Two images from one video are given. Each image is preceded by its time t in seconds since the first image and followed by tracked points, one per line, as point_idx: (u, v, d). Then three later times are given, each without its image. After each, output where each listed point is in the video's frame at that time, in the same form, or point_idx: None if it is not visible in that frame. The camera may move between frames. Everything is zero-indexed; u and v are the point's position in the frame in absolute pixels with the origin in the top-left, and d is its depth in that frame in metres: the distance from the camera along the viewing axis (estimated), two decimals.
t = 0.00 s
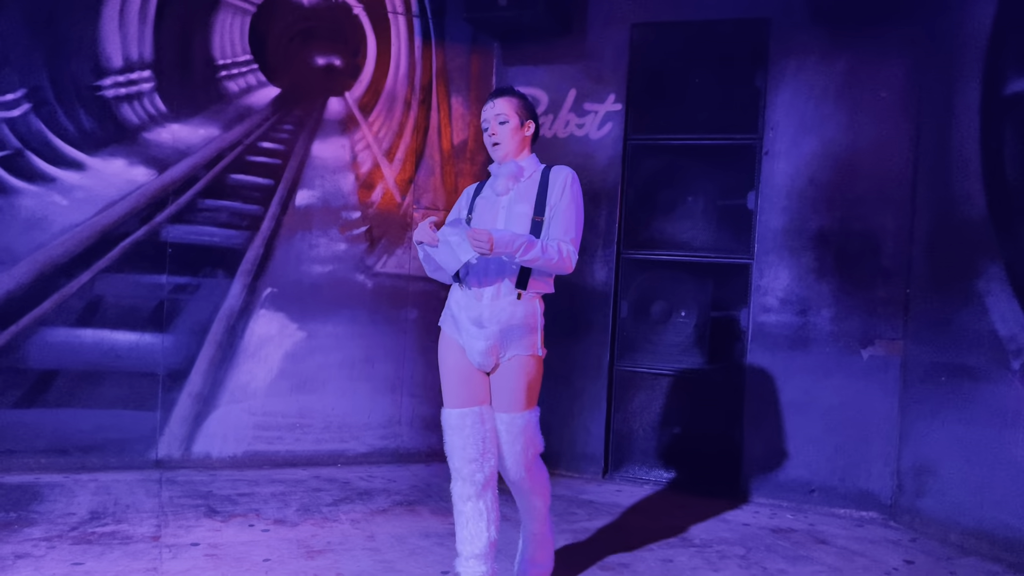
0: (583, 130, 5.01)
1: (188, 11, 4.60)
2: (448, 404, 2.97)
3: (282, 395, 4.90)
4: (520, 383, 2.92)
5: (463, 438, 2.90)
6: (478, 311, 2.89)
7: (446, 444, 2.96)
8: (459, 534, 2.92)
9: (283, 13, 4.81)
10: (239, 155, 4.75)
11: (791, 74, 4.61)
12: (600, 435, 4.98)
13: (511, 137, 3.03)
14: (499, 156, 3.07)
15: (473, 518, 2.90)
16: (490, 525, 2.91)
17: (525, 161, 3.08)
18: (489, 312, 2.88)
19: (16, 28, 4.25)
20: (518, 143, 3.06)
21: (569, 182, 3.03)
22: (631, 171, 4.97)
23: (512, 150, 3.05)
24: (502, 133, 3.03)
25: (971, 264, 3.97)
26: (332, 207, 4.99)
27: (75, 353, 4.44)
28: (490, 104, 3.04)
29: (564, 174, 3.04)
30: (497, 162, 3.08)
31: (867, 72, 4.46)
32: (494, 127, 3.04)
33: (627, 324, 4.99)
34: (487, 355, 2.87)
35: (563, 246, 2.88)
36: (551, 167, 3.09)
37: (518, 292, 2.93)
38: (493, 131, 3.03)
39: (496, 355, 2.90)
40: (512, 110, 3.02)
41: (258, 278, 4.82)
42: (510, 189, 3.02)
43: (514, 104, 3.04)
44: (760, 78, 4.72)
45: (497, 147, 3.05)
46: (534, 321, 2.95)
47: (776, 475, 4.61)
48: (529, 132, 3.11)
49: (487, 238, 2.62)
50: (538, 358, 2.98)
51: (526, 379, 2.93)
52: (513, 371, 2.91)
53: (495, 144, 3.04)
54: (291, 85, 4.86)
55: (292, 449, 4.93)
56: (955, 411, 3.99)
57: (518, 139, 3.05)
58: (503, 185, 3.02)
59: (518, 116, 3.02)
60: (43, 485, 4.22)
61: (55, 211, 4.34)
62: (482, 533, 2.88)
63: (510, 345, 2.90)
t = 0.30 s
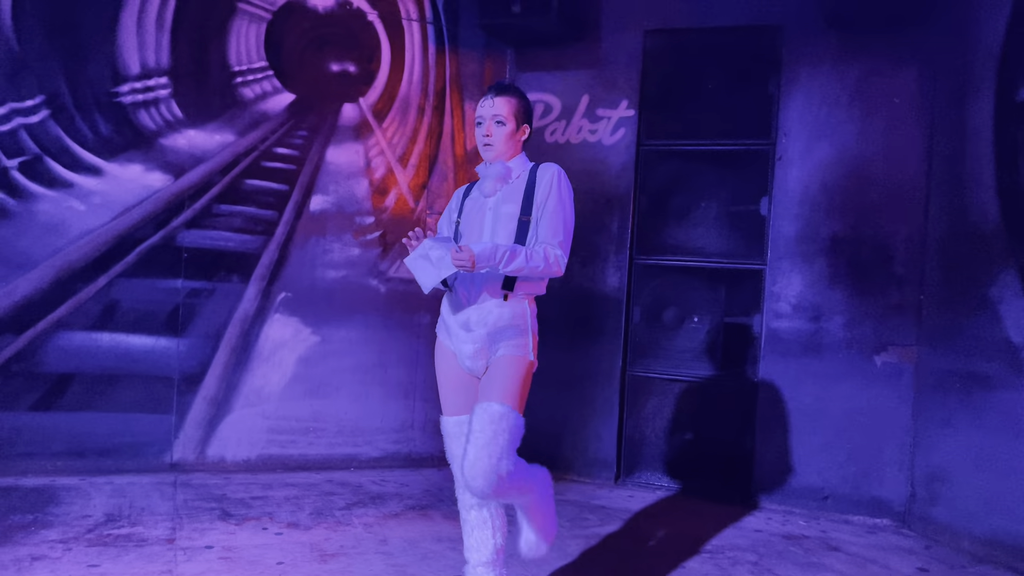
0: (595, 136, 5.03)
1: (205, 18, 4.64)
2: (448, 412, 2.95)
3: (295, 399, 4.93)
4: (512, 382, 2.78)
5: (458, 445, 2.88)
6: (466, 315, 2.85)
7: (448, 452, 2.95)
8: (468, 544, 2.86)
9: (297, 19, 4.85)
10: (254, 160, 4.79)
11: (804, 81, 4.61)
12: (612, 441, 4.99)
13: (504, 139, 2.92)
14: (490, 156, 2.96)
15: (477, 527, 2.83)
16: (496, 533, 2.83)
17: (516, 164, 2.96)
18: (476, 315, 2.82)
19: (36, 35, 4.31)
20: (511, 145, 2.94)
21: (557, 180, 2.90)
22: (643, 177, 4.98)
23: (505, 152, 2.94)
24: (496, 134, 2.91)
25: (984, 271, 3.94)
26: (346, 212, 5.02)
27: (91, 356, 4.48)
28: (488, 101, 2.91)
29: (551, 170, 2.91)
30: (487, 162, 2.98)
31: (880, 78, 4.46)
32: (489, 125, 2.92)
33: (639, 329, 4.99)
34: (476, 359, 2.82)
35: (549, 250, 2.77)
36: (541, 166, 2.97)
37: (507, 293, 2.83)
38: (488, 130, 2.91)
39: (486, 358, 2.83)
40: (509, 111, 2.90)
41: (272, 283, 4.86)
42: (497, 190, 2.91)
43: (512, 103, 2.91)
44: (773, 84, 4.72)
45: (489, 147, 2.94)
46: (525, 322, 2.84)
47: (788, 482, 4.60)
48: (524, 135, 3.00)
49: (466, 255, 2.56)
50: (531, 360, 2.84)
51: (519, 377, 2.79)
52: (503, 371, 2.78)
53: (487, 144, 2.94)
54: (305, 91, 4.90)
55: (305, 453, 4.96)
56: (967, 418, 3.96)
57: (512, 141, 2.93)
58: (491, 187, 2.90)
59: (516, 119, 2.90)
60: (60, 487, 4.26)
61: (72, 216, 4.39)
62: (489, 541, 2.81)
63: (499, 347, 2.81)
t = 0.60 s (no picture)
0: (615, 143, 5.04)
1: (229, 28, 4.70)
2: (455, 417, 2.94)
3: (316, 405, 4.96)
4: (501, 350, 2.66)
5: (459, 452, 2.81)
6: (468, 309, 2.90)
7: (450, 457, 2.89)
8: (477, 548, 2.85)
9: (319, 29, 4.90)
10: (276, 168, 4.84)
11: (826, 88, 4.59)
12: (631, 449, 4.98)
13: (510, 142, 2.92)
14: (496, 156, 2.97)
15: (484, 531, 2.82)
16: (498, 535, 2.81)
17: (520, 163, 2.98)
18: (477, 308, 2.86)
19: (64, 45, 4.38)
20: (517, 145, 2.95)
21: (560, 178, 2.91)
22: (663, 185, 4.97)
23: (511, 153, 2.95)
24: (503, 136, 2.91)
25: (1007, 279, 3.90)
26: (367, 220, 5.05)
27: (116, 362, 4.54)
28: (494, 101, 2.88)
29: (555, 168, 2.92)
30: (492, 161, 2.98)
31: (902, 85, 4.43)
32: (495, 127, 2.91)
33: (659, 337, 4.97)
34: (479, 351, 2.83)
35: (554, 254, 2.79)
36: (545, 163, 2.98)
37: (505, 289, 2.83)
38: (494, 133, 2.91)
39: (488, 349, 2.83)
40: (516, 113, 2.88)
41: (293, 290, 4.90)
42: (502, 189, 2.92)
43: (518, 103, 2.90)
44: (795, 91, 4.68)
45: (495, 148, 2.95)
46: (530, 312, 2.84)
47: (810, 492, 4.56)
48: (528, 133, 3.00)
49: (474, 259, 2.57)
50: (528, 345, 2.74)
51: (507, 347, 2.68)
52: (495, 341, 2.70)
53: (493, 146, 2.94)
54: (327, 100, 4.95)
55: (325, 459, 4.97)
56: (992, 427, 3.91)
57: (517, 142, 2.94)
58: (495, 186, 2.92)
59: (522, 121, 2.89)
60: (84, 492, 4.31)
61: (98, 224, 4.45)
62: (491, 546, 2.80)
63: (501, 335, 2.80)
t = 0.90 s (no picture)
0: (640, 152, 5.03)
1: (257, 39, 4.76)
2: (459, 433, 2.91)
3: (341, 412, 4.98)
4: (494, 382, 2.64)
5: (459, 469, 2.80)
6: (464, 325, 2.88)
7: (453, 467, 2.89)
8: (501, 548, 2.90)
9: (346, 39, 4.95)
10: (304, 178, 4.89)
11: (853, 95, 4.55)
12: (656, 459, 4.96)
13: (520, 151, 2.92)
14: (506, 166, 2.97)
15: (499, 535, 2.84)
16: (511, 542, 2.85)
17: (530, 175, 2.97)
18: (474, 323, 2.83)
19: (98, 57, 4.46)
20: (527, 156, 2.95)
21: (568, 202, 2.89)
22: (688, 193, 4.95)
23: (521, 164, 2.95)
24: (512, 144, 2.92)
25: None
26: (392, 228, 5.09)
27: (146, 369, 4.60)
28: (506, 108, 2.90)
29: (563, 191, 2.90)
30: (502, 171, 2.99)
31: (932, 92, 4.38)
32: (506, 135, 2.93)
33: (685, 345, 4.95)
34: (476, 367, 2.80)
35: (548, 272, 2.76)
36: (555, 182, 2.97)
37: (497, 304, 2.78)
38: (504, 140, 2.92)
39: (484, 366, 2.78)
40: (527, 121, 2.89)
41: (320, 298, 4.94)
42: (508, 203, 2.92)
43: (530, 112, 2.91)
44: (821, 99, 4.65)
45: (506, 158, 2.96)
46: (524, 326, 2.76)
47: (838, 503, 4.51)
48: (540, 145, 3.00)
49: (469, 251, 2.54)
50: (524, 367, 2.68)
51: (501, 381, 2.64)
52: (488, 370, 2.68)
53: (503, 154, 2.95)
54: (353, 110, 4.99)
55: (350, 466, 5.00)
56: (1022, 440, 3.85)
57: (527, 152, 2.94)
58: (500, 200, 2.92)
59: (533, 130, 2.90)
60: (114, 496, 4.37)
61: (129, 232, 4.52)
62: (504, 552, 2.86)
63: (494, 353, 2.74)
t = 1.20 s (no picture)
0: (669, 158, 5.00)
1: (289, 48, 4.82)
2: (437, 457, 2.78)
3: (370, 418, 5.00)
4: (475, 405, 2.51)
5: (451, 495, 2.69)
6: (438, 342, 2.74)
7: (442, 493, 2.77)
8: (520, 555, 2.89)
9: (375, 48, 4.99)
10: (333, 186, 4.93)
11: (887, 100, 4.49)
12: (685, 467, 4.92)
13: (514, 155, 2.83)
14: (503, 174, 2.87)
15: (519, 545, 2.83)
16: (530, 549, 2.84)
17: (527, 184, 2.85)
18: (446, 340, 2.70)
19: (133, 67, 4.54)
20: (524, 163, 2.85)
21: (559, 222, 2.74)
22: (718, 200, 4.92)
23: (517, 170, 2.85)
24: (507, 148, 2.83)
25: None
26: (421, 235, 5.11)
27: (178, 374, 4.66)
28: (500, 114, 2.84)
29: (558, 211, 2.77)
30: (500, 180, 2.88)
31: (967, 96, 4.31)
32: (500, 140, 2.84)
33: (714, 353, 4.92)
34: (450, 388, 2.66)
35: (508, 276, 2.53)
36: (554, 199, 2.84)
37: (468, 317, 2.63)
38: (499, 144, 2.83)
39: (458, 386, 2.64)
40: (522, 124, 2.81)
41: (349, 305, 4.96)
42: (500, 211, 2.80)
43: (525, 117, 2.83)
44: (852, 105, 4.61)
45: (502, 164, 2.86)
46: (494, 341, 2.61)
47: (872, 514, 4.44)
48: (538, 153, 2.89)
49: (419, 231, 2.36)
50: (499, 382, 2.55)
51: (478, 403, 2.52)
52: (465, 392, 2.55)
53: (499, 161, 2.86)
54: (382, 118, 5.02)
55: (378, 472, 5.02)
56: None
57: (523, 158, 2.84)
58: (494, 206, 2.80)
59: (528, 134, 2.81)
60: (147, 500, 4.43)
61: (163, 239, 4.59)
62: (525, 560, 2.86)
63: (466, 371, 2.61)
